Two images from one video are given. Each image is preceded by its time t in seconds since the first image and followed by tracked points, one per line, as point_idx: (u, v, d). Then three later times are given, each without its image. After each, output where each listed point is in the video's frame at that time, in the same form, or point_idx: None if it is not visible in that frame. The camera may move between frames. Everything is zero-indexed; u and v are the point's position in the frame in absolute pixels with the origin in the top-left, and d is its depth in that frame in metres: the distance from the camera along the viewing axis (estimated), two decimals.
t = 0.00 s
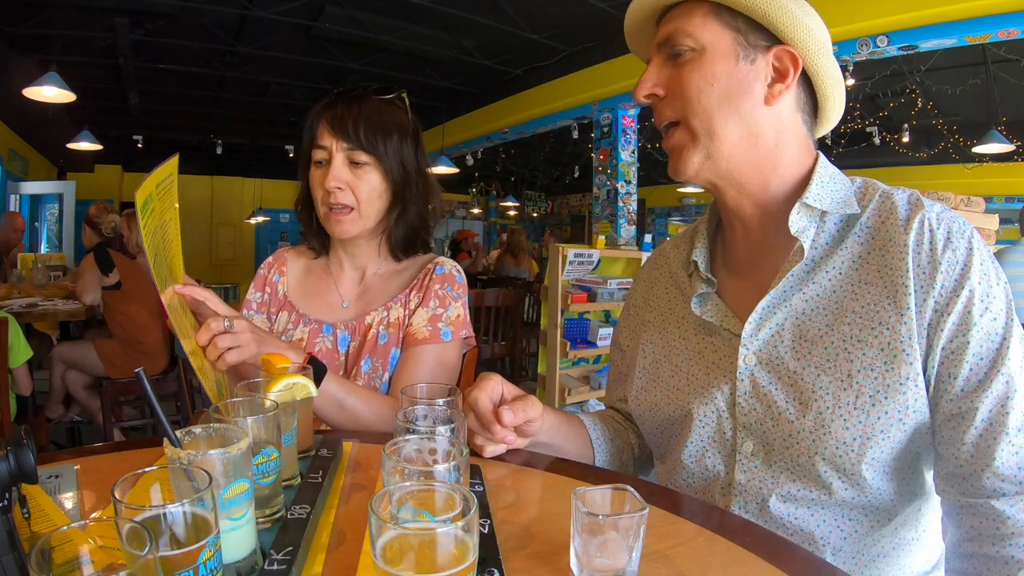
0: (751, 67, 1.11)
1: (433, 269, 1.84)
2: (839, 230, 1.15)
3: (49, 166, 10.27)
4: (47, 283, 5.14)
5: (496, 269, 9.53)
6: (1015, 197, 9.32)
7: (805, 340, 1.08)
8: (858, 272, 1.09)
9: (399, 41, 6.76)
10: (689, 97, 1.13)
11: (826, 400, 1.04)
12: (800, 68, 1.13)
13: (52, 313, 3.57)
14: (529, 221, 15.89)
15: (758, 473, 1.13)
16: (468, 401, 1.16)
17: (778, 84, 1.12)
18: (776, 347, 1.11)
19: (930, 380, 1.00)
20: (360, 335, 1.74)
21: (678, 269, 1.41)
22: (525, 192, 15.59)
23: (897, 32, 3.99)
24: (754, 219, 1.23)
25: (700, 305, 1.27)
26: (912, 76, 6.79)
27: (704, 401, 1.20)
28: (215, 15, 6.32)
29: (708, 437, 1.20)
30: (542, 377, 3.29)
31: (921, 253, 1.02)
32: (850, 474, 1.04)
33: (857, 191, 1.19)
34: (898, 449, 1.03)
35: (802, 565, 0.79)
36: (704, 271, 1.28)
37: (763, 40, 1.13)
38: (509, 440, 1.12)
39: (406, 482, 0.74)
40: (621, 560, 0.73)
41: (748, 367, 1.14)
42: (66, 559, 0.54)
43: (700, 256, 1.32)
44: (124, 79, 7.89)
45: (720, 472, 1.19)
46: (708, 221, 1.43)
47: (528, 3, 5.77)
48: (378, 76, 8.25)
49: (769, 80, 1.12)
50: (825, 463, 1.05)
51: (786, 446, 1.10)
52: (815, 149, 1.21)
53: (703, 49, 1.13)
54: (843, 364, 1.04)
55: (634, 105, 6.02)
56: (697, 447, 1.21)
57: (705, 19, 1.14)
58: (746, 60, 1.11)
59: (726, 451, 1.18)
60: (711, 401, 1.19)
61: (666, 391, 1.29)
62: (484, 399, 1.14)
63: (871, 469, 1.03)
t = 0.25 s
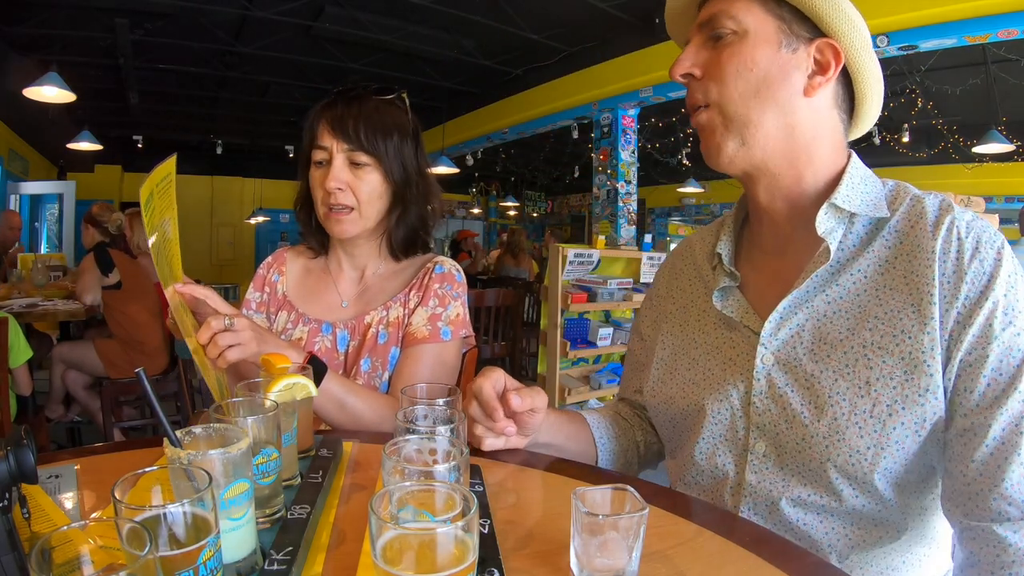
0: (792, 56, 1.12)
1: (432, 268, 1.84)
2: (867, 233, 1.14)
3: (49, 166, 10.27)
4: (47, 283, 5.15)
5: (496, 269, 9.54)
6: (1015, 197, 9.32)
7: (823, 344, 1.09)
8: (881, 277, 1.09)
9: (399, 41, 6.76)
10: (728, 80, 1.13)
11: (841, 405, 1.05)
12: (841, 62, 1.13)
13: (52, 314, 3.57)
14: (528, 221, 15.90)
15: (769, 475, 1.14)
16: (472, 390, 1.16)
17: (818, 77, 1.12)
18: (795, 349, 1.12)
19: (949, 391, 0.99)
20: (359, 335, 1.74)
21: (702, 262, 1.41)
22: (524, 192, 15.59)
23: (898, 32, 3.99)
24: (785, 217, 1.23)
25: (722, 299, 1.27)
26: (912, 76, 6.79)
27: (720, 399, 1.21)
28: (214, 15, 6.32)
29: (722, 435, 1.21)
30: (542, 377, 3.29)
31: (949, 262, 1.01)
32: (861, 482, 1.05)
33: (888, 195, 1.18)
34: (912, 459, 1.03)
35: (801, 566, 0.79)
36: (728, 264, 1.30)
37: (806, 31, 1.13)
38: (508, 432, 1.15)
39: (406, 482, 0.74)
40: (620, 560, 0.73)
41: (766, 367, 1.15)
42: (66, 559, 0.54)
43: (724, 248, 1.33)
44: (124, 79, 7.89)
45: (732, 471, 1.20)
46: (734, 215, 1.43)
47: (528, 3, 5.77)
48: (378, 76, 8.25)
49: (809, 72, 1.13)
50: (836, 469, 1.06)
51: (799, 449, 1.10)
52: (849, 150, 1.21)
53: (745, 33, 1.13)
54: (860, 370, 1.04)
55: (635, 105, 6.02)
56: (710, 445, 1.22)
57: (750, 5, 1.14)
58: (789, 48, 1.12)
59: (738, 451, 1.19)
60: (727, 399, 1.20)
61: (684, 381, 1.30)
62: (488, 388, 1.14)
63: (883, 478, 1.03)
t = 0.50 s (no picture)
0: (815, 61, 1.12)
1: (430, 267, 1.84)
2: (892, 241, 1.13)
3: (49, 166, 10.27)
4: (47, 283, 5.15)
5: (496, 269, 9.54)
6: (1015, 197, 9.32)
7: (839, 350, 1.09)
8: (903, 286, 1.08)
9: (399, 42, 6.75)
10: (750, 87, 1.14)
11: (853, 413, 1.05)
12: (866, 64, 1.12)
13: (52, 314, 3.57)
14: (528, 221, 15.92)
15: (779, 477, 1.15)
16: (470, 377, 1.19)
17: (843, 80, 1.12)
18: (812, 353, 1.13)
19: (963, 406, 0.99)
20: (357, 334, 1.74)
21: (725, 258, 1.42)
22: (524, 192, 15.60)
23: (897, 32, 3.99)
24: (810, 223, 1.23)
25: (744, 299, 1.28)
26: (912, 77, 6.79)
27: (735, 400, 1.22)
28: (214, 15, 6.32)
29: (735, 436, 1.22)
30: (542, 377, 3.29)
31: (972, 275, 1.00)
32: (869, 492, 1.05)
33: (916, 203, 1.17)
34: (922, 473, 1.02)
35: (801, 567, 0.79)
36: (752, 263, 1.31)
37: (829, 32, 1.12)
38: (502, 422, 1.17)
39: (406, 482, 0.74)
40: (621, 560, 0.73)
41: (781, 370, 1.15)
42: (66, 559, 0.54)
43: (748, 248, 1.34)
44: (124, 78, 7.89)
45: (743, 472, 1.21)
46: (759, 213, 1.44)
47: (528, 3, 5.77)
48: (378, 76, 8.25)
49: (833, 76, 1.13)
50: (845, 478, 1.06)
51: (810, 455, 1.11)
52: (874, 152, 1.21)
53: (765, 39, 1.14)
54: (875, 379, 1.04)
55: (635, 105, 6.03)
56: (723, 446, 1.23)
57: (770, 9, 1.14)
58: (811, 53, 1.11)
59: (751, 453, 1.20)
60: (741, 401, 1.21)
61: (701, 377, 1.30)
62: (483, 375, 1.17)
63: (891, 490, 1.03)
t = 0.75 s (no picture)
0: (822, 66, 1.10)
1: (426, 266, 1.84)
2: (902, 245, 1.14)
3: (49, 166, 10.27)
4: (47, 283, 5.15)
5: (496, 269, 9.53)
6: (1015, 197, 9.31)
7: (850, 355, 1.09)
8: (914, 291, 1.08)
9: (399, 42, 6.75)
10: (758, 95, 1.13)
11: (867, 418, 1.05)
12: (873, 67, 1.11)
13: (52, 314, 3.57)
14: (528, 221, 15.93)
15: (790, 483, 1.14)
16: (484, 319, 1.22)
17: (852, 86, 1.10)
18: (823, 358, 1.12)
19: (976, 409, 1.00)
20: (355, 335, 1.74)
21: (727, 263, 1.42)
22: (525, 193, 15.60)
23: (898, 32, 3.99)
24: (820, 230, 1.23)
25: (750, 304, 1.27)
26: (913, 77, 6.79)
27: (744, 406, 1.21)
28: (214, 15, 6.32)
29: (744, 441, 1.22)
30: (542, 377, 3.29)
31: (984, 277, 1.01)
32: (882, 497, 1.05)
33: (924, 208, 1.17)
34: (934, 476, 1.03)
35: (802, 566, 0.79)
36: (759, 268, 1.30)
37: (835, 35, 1.11)
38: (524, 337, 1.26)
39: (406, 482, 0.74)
40: (621, 560, 0.73)
41: (791, 375, 1.15)
42: (66, 560, 0.54)
43: (753, 252, 1.34)
44: (124, 78, 7.89)
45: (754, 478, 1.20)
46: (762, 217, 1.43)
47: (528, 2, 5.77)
48: (378, 76, 8.24)
49: (841, 81, 1.11)
50: (858, 483, 1.06)
51: (822, 460, 1.11)
52: (884, 157, 1.21)
53: (769, 45, 1.12)
54: (889, 385, 1.04)
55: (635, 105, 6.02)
56: (732, 450, 1.23)
57: (773, 14, 1.13)
58: (817, 59, 1.10)
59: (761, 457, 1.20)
60: (750, 407, 1.20)
61: (708, 380, 1.30)
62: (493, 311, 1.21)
63: (904, 494, 1.04)
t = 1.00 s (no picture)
0: (831, 65, 1.10)
1: (423, 266, 1.85)
2: (906, 244, 1.13)
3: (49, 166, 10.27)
4: (47, 284, 5.15)
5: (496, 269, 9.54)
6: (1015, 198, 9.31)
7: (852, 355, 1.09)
8: (917, 290, 1.08)
9: (399, 42, 6.75)
10: (764, 96, 1.12)
11: (870, 419, 1.05)
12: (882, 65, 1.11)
13: (52, 313, 3.57)
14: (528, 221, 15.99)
15: (791, 482, 1.15)
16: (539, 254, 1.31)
17: (860, 84, 1.11)
18: (825, 358, 1.12)
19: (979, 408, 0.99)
20: (353, 337, 1.73)
21: (728, 259, 1.41)
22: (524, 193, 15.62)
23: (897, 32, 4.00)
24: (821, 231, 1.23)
25: (751, 300, 1.28)
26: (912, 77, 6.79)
27: (745, 405, 1.21)
28: (214, 15, 6.32)
29: (746, 441, 1.22)
30: (542, 377, 3.29)
31: (987, 277, 1.01)
32: (882, 496, 1.05)
33: (927, 209, 1.17)
34: (934, 475, 1.03)
35: (802, 566, 0.79)
36: (759, 265, 1.29)
37: (843, 33, 1.11)
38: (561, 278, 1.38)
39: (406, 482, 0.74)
40: (621, 560, 0.73)
41: (793, 374, 1.15)
42: (66, 559, 0.54)
43: (754, 247, 1.33)
44: (124, 78, 7.89)
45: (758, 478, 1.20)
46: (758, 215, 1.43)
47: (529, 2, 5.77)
48: (377, 76, 8.24)
49: (850, 80, 1.11)
50: (860, 483, 1.06)
51: (823, 459, 1.11)
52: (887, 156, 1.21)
53: (778, 42, 1.11)
54: (891, 384, 1.04)
55: (635, 105, 6.02)
56: (733, 450, 1.23)
57: (782, 10, 1.12)
58: (826, 57, 1.10)
59: (763, 456, 1.20)
60: (752, 407, 1.21)
61: (709, 378, 1.30)
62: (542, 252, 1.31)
63: (904, 493, 1.04)
